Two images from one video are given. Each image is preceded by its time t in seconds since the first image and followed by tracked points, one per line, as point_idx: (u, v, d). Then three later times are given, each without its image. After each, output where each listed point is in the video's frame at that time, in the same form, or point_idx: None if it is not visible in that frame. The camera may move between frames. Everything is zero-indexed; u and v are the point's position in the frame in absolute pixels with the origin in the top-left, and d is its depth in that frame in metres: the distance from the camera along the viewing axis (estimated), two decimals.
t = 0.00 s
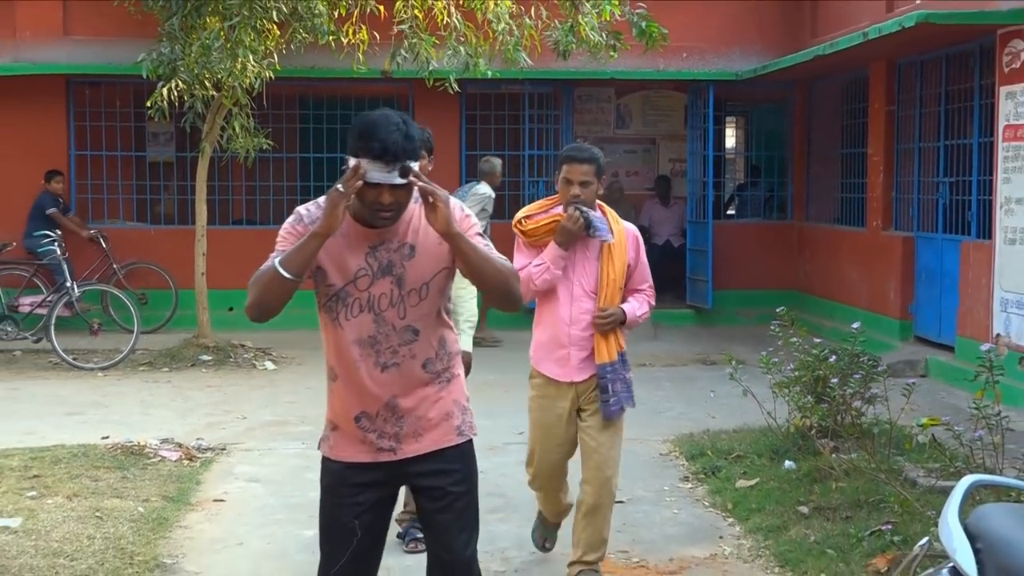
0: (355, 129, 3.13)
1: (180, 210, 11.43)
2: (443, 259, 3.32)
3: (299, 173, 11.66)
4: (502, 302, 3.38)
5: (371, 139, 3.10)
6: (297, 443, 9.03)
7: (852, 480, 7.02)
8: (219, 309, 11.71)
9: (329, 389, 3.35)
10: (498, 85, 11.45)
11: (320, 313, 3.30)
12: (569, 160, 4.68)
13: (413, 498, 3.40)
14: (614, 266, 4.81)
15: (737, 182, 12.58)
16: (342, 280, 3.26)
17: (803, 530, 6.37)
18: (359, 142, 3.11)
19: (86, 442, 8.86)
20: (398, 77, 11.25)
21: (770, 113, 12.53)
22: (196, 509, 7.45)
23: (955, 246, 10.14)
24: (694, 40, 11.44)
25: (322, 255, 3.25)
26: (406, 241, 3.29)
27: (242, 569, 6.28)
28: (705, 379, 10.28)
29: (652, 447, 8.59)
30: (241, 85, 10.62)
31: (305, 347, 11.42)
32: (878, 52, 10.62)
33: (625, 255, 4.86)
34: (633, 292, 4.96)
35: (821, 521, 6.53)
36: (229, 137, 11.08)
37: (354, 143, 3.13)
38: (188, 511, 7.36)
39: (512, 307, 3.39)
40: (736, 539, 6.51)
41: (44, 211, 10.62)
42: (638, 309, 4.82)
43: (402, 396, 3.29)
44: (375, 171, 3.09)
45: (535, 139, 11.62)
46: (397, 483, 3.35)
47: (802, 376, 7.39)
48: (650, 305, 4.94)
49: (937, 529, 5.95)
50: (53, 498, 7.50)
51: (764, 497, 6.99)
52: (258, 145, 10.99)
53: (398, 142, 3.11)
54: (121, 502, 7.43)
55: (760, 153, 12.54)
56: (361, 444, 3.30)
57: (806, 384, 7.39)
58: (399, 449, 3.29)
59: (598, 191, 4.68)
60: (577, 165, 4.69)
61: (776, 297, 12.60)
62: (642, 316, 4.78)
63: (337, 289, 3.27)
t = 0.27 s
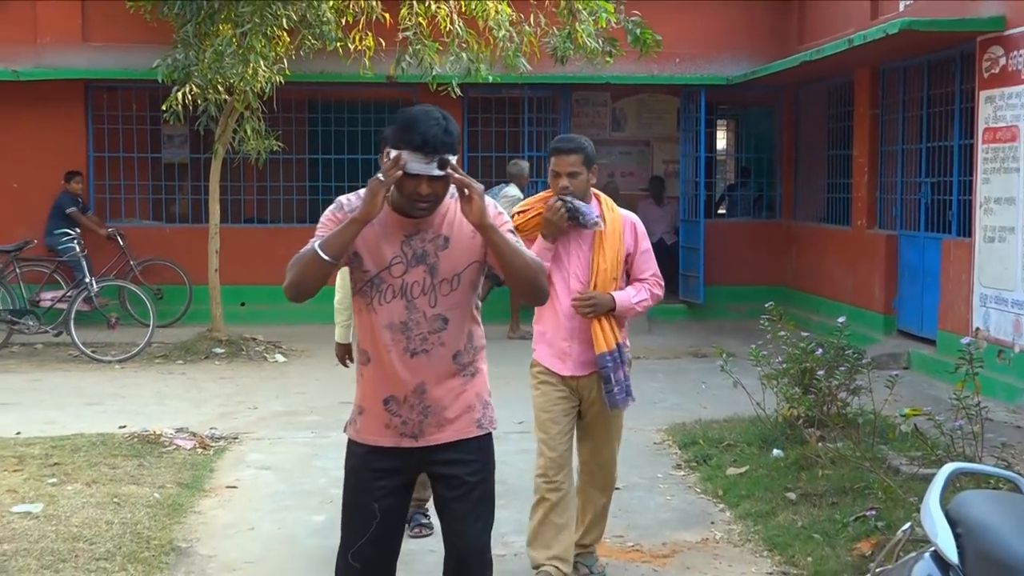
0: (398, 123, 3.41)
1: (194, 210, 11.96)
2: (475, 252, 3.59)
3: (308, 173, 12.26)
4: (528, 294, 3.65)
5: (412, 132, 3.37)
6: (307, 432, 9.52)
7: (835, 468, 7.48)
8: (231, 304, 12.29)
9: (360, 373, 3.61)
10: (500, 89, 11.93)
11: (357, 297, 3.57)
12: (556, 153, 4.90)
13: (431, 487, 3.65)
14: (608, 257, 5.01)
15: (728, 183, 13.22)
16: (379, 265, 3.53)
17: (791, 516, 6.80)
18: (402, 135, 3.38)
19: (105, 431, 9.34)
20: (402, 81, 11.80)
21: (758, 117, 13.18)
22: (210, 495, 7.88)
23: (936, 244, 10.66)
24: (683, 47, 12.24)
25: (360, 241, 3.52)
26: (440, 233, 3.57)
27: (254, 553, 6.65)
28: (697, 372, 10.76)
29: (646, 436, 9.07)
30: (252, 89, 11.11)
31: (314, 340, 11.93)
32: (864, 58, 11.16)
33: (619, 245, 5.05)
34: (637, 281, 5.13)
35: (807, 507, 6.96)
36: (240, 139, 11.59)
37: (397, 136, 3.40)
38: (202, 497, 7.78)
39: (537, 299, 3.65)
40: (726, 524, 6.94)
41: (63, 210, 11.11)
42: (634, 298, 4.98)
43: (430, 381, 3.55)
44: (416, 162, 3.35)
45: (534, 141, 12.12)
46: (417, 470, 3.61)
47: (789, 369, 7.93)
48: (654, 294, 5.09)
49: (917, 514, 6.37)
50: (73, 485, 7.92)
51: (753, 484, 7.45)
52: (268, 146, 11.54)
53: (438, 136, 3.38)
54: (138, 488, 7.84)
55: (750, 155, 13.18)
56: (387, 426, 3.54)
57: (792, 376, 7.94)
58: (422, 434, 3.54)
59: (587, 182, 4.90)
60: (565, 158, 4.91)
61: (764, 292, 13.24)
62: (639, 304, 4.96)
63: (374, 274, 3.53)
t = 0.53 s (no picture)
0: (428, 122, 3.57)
1: (210, 209, 12.60)
2: (499, 247, 3.75)
3: (318, 174, 12.88)
4: (548, 289, 3.79)
5: (440, 131, 3.54)
6: (316, 421, 10.06)
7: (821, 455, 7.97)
8: (244, 300, 12.88)
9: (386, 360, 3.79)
10: (501, 95, 12.49)
11: (385, 288, 3.74)
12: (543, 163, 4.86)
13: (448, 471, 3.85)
14: (602, 267, 5.03)
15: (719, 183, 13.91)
16: (407, 258, 3.70)
17: (779, 501, 7.25)
18: (431, 133, 3.55)
19: (124, 420, 9.88)
20: (407, 86, 12.38)
21: (747, 120, 13.88)
22: (224, 481, 8.38)
23: (917, 242, 11.21)
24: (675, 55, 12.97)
25: (391, 235, 3.70)
26: (467, 228, 3.73)
27: (267, 536, 7.06)
28: (689, 364, 11.32)
29: (642, 426, 9.62)
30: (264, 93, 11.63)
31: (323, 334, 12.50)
32: (848, 64, 11.75)
33: (614, 254, 5.08)
34: (629, 289, 5.16)
35: (795, 492, 7.41)
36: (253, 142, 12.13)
37: (427, 135, 3.57)
38: (217, 483, 8.27)
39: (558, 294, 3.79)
40: (717, 510, 7.42)
41: (86, 210, 11.68)
42: (630, 307, 5.00)
43: (453, 369, 3.72)
44: (445, 160, 3.52)
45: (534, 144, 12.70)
46: (435, 454, 3.80)
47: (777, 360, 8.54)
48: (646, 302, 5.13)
49: (899, 500, 6.79)
50: (93, 471, 8.39)
51: (743, 471, 7.95)
52: (280, 149, 12.10)
53: (465, 135, 3.55)
54: (155, 474, 8.31)
55: (739, 157, 13.88)
56: (411, 411, 3.73)
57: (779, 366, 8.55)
58: (444, 420, 3.73)
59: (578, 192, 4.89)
60: (553, 168, 4.87)
61: (754, 288, 13.90)
62: (633, 313, 4.97)
63: (402, 266, 3.70)
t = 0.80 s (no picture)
0: (444, 123, 3.83)
1: (221, 210, 13.20)
2: (508, 244, 4.03)
3: (326, 177, 13.42)
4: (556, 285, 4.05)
5: (456, 131, 3.80)
6: (324, 413, 10.55)
7: (809, 447, 8.42)
8: (256, 298, 13.43)
9: (400, 352, 4.07)
10: (502, 100, 13.05)
11: (402, 282, 4.02)
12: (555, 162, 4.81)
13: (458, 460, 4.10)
14: (616, 267, 4.99)
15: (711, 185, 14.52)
16: (423, 254, 3.98)
17: (770, 492, 7.71)
18: (447, 133, 3.80)
19: (141, 413, 10.36)
20: (412, 92, 12.90)
21: (738, 125, 14.49)
22: (237, 471, 8.85)
23: (902, 242, 11.71)
24: (672, 62, 13.52)
25: (407, 232, 3.98)
26: (479, 227, 4.00)
27: (277, 525, 7.43)
28: (681, 360, 11.82)
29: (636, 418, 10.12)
30: (274, 99, 12.10)
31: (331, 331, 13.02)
32: (836, 71, 12.27)
33: (631, 255, 5.04)
34: (647, 287, 5.15)
35: (784, 483, 7.86)
36: (263, 146, 12.61)
37: (443, 134, 3.82)
38: (230, 473, 8.72)
39: (565, 289, 4.05)
40: (709, 499, 7.88)
41: (103, 211, 12.25)
42: (645, 307, 5.00)
43: (464, 361, 3.99)
44: (460, 158, 3.79)
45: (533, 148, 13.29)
46: (446, 444, 4.08)
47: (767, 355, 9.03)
48: (663, 301, 5.12)
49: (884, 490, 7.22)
50: (110, 462, 8.83)
51: (734, 462, 8.44)
52: (289, 152, 12.59)
53: (479, 135, 3.81)
54: (171, 465, 8.76)
55: (731, 160, 14.50)
56: (423, 400, 3.99)
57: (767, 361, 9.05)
58: (454, 409, 3.99)
59: (590, 192, 4.86)
60: (565, 167, 4.82)
61: (746, 286, 14.49)
62: (647, 314, 4.98)
63: (417, 262, 3.99)
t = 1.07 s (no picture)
0: (441, 125, 4.02)
1: (232, 210, 13.71)
2: (500, 242, 4.26)
3: (333, 178, 13.90)
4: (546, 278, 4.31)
5: (453, 132, 3.98)
6: (331, 406, 10.99)
7: (800, 438, 8.85)
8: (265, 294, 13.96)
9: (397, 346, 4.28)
10: (502, 103, 13.77)
11: (399, 279, 4.24)
12: (582, 162, 4.82)
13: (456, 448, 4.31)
14: (640, 269, 4.92)
15: (705, 185, 15.18)
16: (419, 252, 4.20)
17: (761, 480, 8.14)
18: (444, 135, 3.99)
19: (154, 405, 10.80)
20: (416, 95, 13.39)
21: (731, 127, 15.15)
22: (246, 461, 9.25)
23: (888, 240, 12.17)
24: (666, 67, 14.21)
25: (404, 231, 4.20)
26: (472, 225, 4.23)
27: (284, 513, 7.80)
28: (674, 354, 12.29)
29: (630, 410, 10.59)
30: (281, 102, 12.54)
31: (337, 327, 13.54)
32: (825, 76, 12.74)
33: (657, 256, 4.95)
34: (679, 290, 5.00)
35: (775, 472, 8.29)
36: (272, 147, 13.06)
37: (440, 136, 4.01)
38: (240, 463, 9.13)
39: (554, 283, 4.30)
40: (703, 488, 8.30)
41: (118, 210, 12.74)
42: (668, 310, 4.88)
43: (459, 353, 4.21)
44: (456, 158, 3.98)
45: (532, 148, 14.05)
46: (445, 432, 4.28)
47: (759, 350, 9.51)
48: (694, 305, 4.94)
49: (871, 479, 7.64)
50: (124, 453, 9.26)
51: (726, 453, 8.89)
52: (297, 153, 13.05)
53: (474, 137, 4.00)
54: (182, 455, 9.16)
55: (723, 160, 15.15)
56: (420, 392, 4.20)
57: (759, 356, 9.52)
58: (450, 400, 4.19)
59: (614, 192, 4.82)
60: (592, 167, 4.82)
61: (738, 283, 15.11)
62: (667, 316, 4.86)
63: (413, 260, 4.20)
